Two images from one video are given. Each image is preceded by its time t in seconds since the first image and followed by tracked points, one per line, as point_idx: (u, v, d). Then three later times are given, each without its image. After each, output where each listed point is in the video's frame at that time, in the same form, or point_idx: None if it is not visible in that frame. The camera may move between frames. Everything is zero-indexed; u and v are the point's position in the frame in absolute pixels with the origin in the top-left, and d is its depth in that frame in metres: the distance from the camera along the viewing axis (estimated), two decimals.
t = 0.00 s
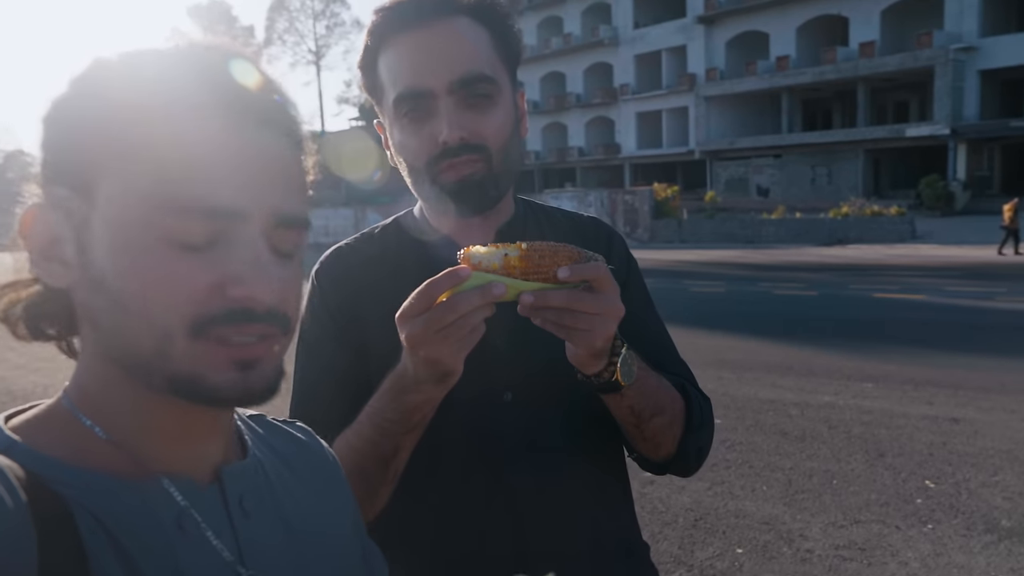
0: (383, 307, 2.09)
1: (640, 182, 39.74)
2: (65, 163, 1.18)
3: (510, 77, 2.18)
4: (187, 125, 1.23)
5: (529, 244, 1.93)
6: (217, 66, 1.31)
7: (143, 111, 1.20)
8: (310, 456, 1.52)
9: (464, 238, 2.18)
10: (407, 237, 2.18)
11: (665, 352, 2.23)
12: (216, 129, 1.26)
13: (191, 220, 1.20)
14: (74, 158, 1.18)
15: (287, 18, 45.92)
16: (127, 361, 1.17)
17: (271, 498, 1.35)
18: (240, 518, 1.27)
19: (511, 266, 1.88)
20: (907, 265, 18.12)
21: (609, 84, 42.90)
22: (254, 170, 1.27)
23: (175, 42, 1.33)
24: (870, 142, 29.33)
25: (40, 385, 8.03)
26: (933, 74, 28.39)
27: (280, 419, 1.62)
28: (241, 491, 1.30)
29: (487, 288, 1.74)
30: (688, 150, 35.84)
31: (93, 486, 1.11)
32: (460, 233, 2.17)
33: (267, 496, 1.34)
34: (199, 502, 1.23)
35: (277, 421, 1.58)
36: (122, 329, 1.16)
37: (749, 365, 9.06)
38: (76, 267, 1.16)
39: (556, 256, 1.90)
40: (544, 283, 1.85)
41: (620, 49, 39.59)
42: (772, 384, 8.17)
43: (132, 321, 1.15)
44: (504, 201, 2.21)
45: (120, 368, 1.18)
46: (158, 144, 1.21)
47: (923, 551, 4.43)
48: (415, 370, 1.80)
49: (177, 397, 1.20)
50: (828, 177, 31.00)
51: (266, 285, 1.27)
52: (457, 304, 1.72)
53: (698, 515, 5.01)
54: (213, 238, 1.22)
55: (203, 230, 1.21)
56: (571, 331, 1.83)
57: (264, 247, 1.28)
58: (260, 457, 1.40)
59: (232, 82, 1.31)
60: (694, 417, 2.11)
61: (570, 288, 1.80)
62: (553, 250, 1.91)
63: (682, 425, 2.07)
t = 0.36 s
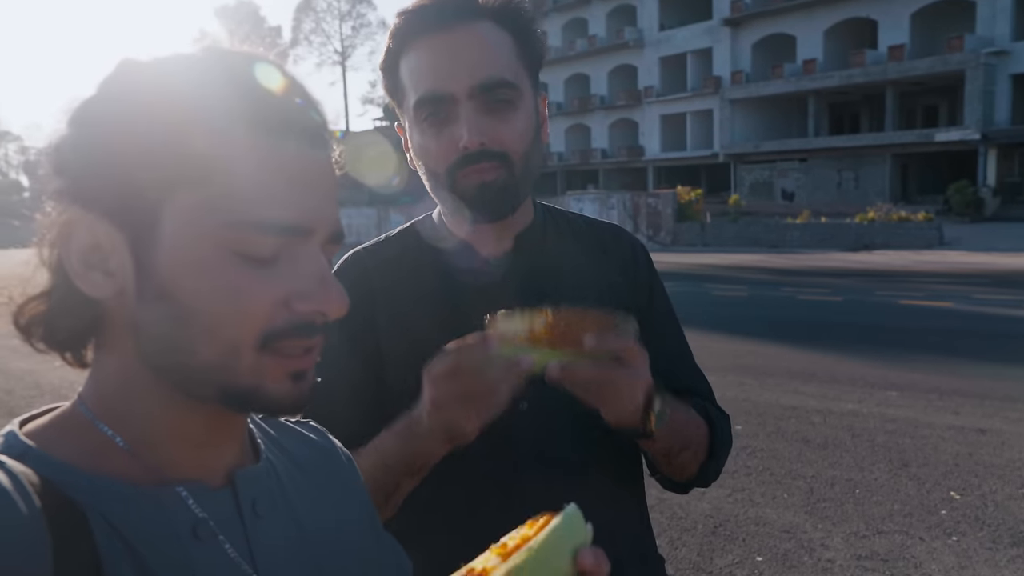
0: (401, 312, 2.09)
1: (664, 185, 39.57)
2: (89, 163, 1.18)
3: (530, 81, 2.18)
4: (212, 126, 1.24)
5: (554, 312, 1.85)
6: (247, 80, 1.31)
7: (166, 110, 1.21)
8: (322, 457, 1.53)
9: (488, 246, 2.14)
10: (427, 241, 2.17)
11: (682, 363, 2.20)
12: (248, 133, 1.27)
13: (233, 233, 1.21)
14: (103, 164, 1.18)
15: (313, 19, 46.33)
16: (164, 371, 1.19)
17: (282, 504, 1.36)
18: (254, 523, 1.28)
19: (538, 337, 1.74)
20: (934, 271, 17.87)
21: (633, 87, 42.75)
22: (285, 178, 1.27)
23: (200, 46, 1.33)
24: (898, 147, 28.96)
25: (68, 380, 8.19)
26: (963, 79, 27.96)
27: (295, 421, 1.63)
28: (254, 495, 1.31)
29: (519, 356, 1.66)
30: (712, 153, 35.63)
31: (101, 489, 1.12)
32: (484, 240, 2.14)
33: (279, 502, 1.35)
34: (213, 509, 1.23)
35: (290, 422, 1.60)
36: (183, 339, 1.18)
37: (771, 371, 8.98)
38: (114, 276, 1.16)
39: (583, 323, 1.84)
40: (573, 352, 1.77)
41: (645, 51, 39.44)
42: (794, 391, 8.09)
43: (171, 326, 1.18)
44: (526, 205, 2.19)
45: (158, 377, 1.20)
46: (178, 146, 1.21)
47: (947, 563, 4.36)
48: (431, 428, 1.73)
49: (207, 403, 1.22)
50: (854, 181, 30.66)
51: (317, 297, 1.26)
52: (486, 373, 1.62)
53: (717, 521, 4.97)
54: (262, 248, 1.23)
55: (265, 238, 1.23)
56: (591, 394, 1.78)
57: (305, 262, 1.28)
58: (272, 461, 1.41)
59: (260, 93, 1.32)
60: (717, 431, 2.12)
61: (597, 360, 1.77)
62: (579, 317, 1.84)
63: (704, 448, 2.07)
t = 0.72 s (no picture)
0: (408, 320, 2.08)
1: (681, 191, 39.42)
2: (107, 162, 1.20)
3: (542, 96, 2.17)
4: (226, 132, 1.25)
5: (568, 490, 1.73)
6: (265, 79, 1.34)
7: (180, 107, 1.23)
8: (330, 466, 1.54)
9: (497, 259, 2.11)
10: (439, 250, 2.17)
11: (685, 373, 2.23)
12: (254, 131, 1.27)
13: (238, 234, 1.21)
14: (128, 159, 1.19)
15: (333, 26, 46.71)
16: (169, 372, 1.19)
17: (290, 512, 1.36)
18: (259, 529, 1.28)
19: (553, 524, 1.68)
20: (954, 280, 17.66)
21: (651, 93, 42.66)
22: (299, 180, 1.28)
23: (219, 54, 1.35)
24: (919, 154, 28.69)
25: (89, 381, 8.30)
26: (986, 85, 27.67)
27: (302, 428, 1.64)
28: (261, 502, 1.31)
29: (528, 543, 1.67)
30: (730, 159, 35.47)
31: (108, 491, 1.13)
32: (496, 256, 2.10)
33: (288, 511, 1.36)
34: (219, 513, 1.24)
35: (298, 429, 1.61)
36: (204, 349, 1.19)
37: (788, 380, 8.91)
38: (121, 278, 1.18)
39: (594, 507, 1.72)
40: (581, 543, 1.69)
41: (663, 57, 39.37)
42: (812, 399, 8.02)
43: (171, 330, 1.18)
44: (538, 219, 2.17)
45: (162, 379, 1.21)
46: (193, 150, 1.22)
47: None
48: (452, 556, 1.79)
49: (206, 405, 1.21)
50: (874, 188, 30.40)
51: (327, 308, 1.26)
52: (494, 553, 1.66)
53: (733, 531, 4.93)
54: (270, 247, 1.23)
55: (277, 254, 1.24)
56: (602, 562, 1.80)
57: (313, 262, 1.28)
58: (280, 468, 1.41)
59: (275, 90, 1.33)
60: (700, 465, 2.18)
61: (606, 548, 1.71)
62: (592, 500, 1.72)
63: (692, 472, 2.16)
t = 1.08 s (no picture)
0: (408, 318, 2.09)
1: (687, 184, 39.27)
2: (97, 168, 1.23)
3: (544, 97, 2.17)
4: (227, 132, 1.26)
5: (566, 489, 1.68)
6: (220, 67, 1.33)
7: (178, 107, 1.25)
8: (334, 468, 1.55)
9: (498, 259, 2.12)
10: (442, 250, 2.18)
11: (689, 369, 2.23)
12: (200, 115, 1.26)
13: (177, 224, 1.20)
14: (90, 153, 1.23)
15: (336, 23, 46.59)
16: (119, 365, 1.17)
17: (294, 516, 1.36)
18: (262, 530, 1.29)
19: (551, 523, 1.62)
20: (962, 270, 17.57)
21: (655, 86, 42.50)
22: (265, 172, 1.28)
23: (219, 60, 1.37)
24: (926, 143, 28.52)
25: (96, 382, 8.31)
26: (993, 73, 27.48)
27: (306, 428, 1.65)
28: (262, 504, 1.31)
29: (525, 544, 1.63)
30: (736, 151, 35.31)
31: (108, 494, 1.14)
32: (496, 254, 2.12)
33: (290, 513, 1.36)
34: (221, 516, 1.25)
35: (301, 431, 1.61)
36: (113, 337, 1.16)
37: (796, 372, 8.89)
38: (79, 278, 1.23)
39: (593, 507, 1.68)
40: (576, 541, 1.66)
41: (667, 50, 39.21)
42: (819, 391, 8.00)
43: (122, 335, 1.16)
44: (539, 219, 2.18)
45: (122, 380, 1.19)
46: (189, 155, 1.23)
47: (976, 567, 4.30)
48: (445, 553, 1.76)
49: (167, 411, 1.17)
50: (881, 178, 30.27)
51: (241, 296, 1.20)
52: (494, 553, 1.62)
53: (740, 524, 4.93)
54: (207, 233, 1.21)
55: (176, 224, 1.19)
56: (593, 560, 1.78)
57: (270, 257, 1.28)
58: (282, 471, 1.41)
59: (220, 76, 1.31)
60: (706, 465, 2.17)
61: (601, 547, 1.69)
62: (592, 499, 1.68)
63: (696, 472, 2.15)
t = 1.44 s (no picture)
0: (409, 314, 2.09)
1: (698, 181, 39.08)
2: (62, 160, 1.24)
3: (550, 93, 2.18)
4: (233, 123, 1.29)
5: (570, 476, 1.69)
6: (178, 59, 1.31)
7: (178, 93, 1.27)
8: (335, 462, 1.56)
9: (501, 254, 2.13)
10: (446, 247, 2.19)
11: (693, 364, 2.23)
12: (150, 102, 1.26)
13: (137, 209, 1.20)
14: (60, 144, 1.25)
15: (347, 17, 46.55)
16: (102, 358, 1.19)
17: (292, 511, 1.37)
18: (260, 528, 1.30)
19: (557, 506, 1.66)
20: (974, 270, 17.45)
21: (666, 83, 42.28)
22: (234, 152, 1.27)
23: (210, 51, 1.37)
24: (939, 142, 28.31)
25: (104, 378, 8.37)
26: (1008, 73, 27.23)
27: (309, 424, 1.67)
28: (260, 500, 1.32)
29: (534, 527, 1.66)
30: (747, 149, 35.10)
31: (100, 492, 1.15)
32: (499, 251, 2.13)
33: (289, 507, 1.37)
34: (218, 511, 1.26)
35: (306, 428, 1.63)
36: (94, 331, 1.18)
37: (804, 371, 8.86)
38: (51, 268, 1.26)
39: (598, 493, 1.70)
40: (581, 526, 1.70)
41: (679, 47, 38.99)
42: (828, 391, 7.97)
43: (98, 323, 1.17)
44: (543, 217, 2.19)
45: (111, 377, 1.21)
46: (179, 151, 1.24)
47: (983, 568, 4.29)
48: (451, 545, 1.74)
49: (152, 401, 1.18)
50: (893, 178, 30.12)
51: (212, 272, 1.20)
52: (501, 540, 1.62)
53: (746, 522, 4.93)
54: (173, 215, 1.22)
55: (143, 212, 1.20)
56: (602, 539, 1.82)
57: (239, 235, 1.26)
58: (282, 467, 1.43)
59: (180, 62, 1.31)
60: (710, 458, 2.17)
61: (607, 532, 1.72)
62: (596, 485, 1.70)
63: (701, 464, 2.15)
